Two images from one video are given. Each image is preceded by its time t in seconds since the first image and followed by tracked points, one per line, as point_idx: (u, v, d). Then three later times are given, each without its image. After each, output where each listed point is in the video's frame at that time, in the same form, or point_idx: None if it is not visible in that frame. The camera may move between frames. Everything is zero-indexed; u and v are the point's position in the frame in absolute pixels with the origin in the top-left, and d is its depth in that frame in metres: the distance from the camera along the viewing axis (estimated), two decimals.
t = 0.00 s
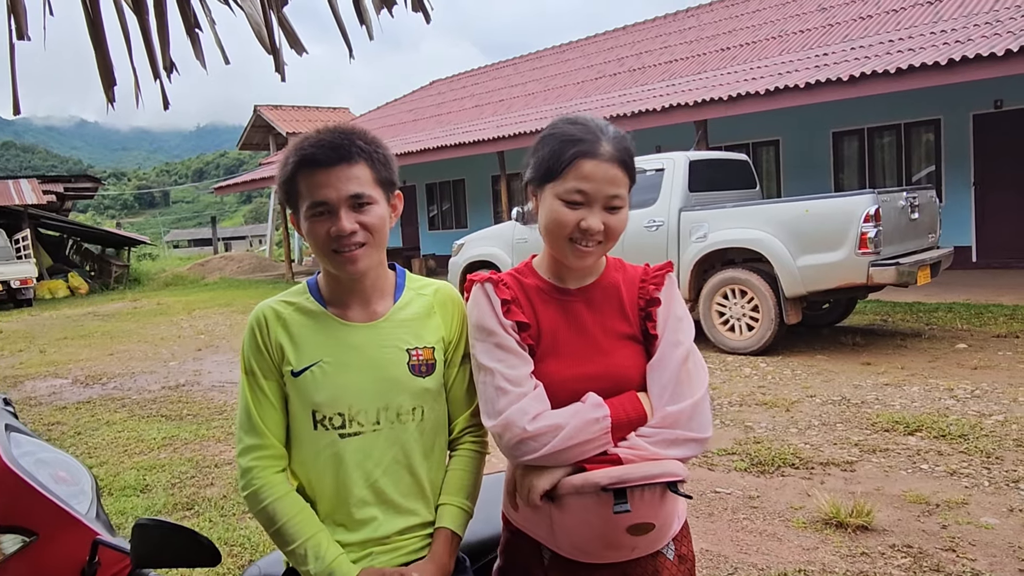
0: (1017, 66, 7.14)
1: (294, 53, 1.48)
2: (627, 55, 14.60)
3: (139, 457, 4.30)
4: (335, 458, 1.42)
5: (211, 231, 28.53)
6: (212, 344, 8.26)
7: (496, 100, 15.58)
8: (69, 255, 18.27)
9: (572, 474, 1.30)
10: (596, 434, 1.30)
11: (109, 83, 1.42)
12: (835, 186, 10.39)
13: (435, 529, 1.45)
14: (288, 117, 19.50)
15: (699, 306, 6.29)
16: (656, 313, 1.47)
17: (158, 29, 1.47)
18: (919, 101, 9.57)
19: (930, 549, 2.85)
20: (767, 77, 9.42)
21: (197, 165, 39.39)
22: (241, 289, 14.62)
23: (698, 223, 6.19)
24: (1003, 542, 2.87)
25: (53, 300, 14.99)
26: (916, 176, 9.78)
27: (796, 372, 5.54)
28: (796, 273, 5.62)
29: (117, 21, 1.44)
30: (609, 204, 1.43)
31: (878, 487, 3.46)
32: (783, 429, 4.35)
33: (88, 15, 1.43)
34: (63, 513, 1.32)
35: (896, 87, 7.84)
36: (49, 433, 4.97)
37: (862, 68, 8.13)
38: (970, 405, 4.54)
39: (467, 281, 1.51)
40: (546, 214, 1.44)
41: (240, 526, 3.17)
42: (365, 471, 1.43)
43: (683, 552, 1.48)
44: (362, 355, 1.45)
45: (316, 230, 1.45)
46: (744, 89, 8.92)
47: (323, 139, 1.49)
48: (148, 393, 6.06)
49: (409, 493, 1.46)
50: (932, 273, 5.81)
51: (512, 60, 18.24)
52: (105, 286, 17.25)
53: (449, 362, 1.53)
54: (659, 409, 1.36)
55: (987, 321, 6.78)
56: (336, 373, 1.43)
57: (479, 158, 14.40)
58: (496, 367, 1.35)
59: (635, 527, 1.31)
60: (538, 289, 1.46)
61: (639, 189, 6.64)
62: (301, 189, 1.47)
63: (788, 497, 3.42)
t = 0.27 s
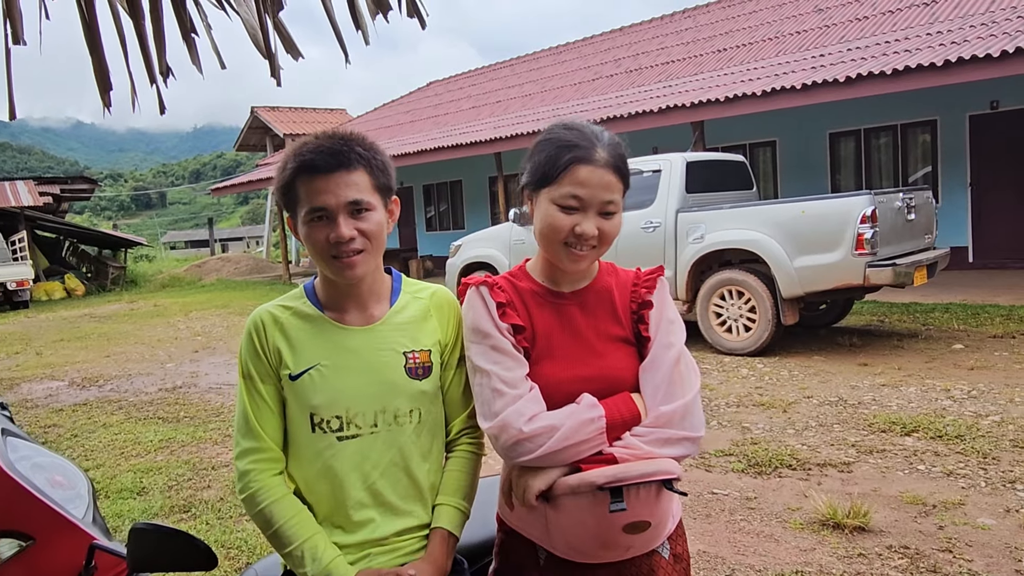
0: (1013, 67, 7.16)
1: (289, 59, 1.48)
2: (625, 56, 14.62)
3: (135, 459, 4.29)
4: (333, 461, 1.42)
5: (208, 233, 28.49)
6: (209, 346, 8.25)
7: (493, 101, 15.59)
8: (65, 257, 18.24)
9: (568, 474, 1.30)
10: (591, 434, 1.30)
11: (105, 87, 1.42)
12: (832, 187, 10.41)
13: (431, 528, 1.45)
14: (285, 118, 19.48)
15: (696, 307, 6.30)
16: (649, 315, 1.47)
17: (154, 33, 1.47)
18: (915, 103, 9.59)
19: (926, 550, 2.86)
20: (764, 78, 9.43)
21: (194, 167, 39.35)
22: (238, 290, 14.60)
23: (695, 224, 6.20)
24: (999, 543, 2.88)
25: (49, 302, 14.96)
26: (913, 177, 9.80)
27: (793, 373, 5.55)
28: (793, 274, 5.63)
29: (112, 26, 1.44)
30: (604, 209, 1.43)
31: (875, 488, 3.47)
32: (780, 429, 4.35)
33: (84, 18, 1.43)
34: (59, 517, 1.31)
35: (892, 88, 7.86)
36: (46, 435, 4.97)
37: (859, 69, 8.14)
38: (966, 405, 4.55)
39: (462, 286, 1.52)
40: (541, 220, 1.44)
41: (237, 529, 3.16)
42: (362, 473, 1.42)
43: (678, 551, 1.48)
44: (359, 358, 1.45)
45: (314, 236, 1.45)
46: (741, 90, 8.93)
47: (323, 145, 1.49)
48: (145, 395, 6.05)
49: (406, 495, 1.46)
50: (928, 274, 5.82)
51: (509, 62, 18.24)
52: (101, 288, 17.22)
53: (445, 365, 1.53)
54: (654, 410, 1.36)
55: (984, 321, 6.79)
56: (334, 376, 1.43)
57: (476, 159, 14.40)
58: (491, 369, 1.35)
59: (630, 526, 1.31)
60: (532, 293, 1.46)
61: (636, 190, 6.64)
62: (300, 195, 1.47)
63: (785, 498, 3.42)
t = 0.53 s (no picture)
0: (1011, 67, 7.16)
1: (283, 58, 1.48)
2: (623, 56, 14.62)
3: (134, 460, 4.29)
4: (328, 460, 1.42)
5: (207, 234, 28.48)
6: (208, 347, 8.25)
7: (492, 101, 15.59)
8: (64, 257, 18.23)
9: (562, 471, 1.30)
10: (584, 432, 1.30)
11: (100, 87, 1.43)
12: (830, 187, 10.41)
13: (426, 525, 1.45)
14: (284, 118, 19.48)
15: (695, 307, 6.30)
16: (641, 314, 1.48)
17: (149, 35, 1.47)
18: (913, 103, 9.60)
19: (924, 549, 2.86)
20: (762, 78, 9.43)
21: (193, 168, 39.34)
22: (237, 291, 14.59)
23: (693, 224, 6.20)
24: (997, 542, 2.88)
25: (48, 303, 14.95)
26: (911, 177, 9.80)
27: (792, 373, 5.55)
28: (792, 274, 5.63)
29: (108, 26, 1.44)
30: (595, 208, 1.43)
31: (873, 488, 3.47)
32: (779, 430, 4.36)
33: (78, 19, 1.43)
34: (54, 518, 1.31)
35: (890, 89, 7.86)
36: (44, 436, 4.96)
37: (857, 69, 8.15)
38: (964, 405, 4.56)
39: (455, 286, 1.52)
40: (533, 219, 1.44)
41: (235, 530, 3.16)
42: (357, 473, 1.42)
43: (673, 547, 1.48)
44: (354, 358, 1.45)
45: (311, 236, 1.45)
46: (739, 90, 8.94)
47: (322, 145, 1.49)
48: (144, 396, 6.05)
49: (401, 494, 1.46)
50: (927, 274, 5.82)
51: (508, 62, 18.25)
52: (100, 289, 17.22)
53: (440, 365, 1.53)
54: (646, 407, 1.36)
55: (982, 321, 6.80)
56: (329, 376, 1.43)
57: (475, 160, 14.40)
58: (484, 369, 1.35)
59: (625, 522, 1.32)
60: (525, 293, 1.46)
61: (634, 191, 6.64)
62: (298, 195, 1.47)
63: (783, 498, 3.42)
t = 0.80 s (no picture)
0: (1011, 68, 7.16)
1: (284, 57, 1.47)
2: (623, 57, 14.62)
3: (134, 460, 4.29)
4: (329, 460, 1.42)
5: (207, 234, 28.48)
6: (208, 347, 8.24)
7: (492, 102, 15.59)
8: (64, 258, 18.24)
9: (562, 472, 1.30)
10: (584, 431, 1.30)
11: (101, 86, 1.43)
12: (830, 188, 10.41)
13: (425, 519, 1.45)
14: (284, 119, 19.48)
15: (695, 307, 6.30)
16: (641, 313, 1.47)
17: (151, 34, 1.47)
18: (913, 103, 9.60)
19: (925, 550, 2.86)
20: (763, 78, 9.43)
21: (193, 168, 39.29)
22: (237, 292, 14.59)
23: (693, 225, 6.20)
24: (997, 543, 2.88)
25: (48, 304, 14.94)
26: (911, 177, 9.81)
27: (792, 373, 5.55)
28: (792, 275, 5.63)
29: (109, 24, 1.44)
30: (593, 206, 1.43)
31: (873, 489, 3.47)
32: (779, 430, 4.35)
33: (79, 18, 1.43)
34: (55, 518, 1.31)
35: (891, 89, 7.86)
36: (44, 437, 4.96)
37: (857, 69, 8.15)
38: (965, 406, 4.56)
39: (455, 286, 1.52)
40: (531, 218, 1.44)
41: (235, 530, 3.16)
42: (358, 472, 1.42)
43: (674, 547, 1.48)
44: (355, 358, 1.45)
45: (312, 236, 1.45)
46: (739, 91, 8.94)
47: (323, 145, 1.49)
48: (144, 397, 6.04)
49: (402, 493, 1.45)
50: (927, 274, 5.82)
51: (508, 63, 18.24)
52: (100, 289, 17.22)
53: (441, 364, 1.53)
54: (646, 407, 1.36)
55: (982, 322, 6.79)
56: (330, 376, 1.43)
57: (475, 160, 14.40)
58: (484, 369, 1.35)
59: (626, 521, 1.32)
60: (524, 293, 1.46)
61: (634, 192, 6.64)
62: (300, 196, 1.47)
63: (783, 498, 3.42)
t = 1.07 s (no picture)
0: (1014, 67, 7.15)
1: (287, 55, 1.46)
2: (626, 56, 14.61)
3: (136, 458, 4.29)
4: (331, 458, 1.41)
5: (208, 233, 28.48)
6: (209, 346, 8.24)
7: (494, 101, 15.58)
8: (66, 256, 18.25)
9: (568, 471, 1.30)
10: (589, 429, 1.29)
11: (104, 82, 1.42)
12: (833, 187, 10.40)
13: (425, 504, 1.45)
14: (286, 118, 19.48)
15: (697, 307, 6.29)
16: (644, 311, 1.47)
17: (153, 30, 1.46)
18: (916, 103, 9.58)
19: (928, 550, 2.85)
20: (765, 78, 9.42)
21: (195, 167, 39.31)
22: (238, 290, 14.59)
23: (695, 224, 6.19)
24: (1000, 543, 2.87)
25: (50, 302, 14.95)
26: (913, 177, 9.79)
27: (794, 373, 5.54)
28: (794, 275, 5.62)
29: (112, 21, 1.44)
30: (594, 200, 1.42)
31: (875, 488, 3.46)
32: (781, 430, 4.35)
33: (83, 15, 1.43)
34: (57, 514, 1.31)
35: (893, 89, 7.85)
36: (46, 434, 4.96)
37: (859, 69, 8.13)
38: (967, 406, 4.55)
39: (457, 283, 1.51)
40: (532, 213, 1.44)
41: (237, 528, 3.16)
42: (360, 470, 1.42)
43: (678, 546, 1.47)
44: (358, 356, 1.44)
45: (315, 234, 1.44)
46: (742, 90, 8.93)
47: (326, 143, 1.49)
48: (145, 395, 6.05)
49: (404, 491, 1.45)
50: (929, 274, 5.81)
51: (510, 62, 18.23)
52: (102, 287, 17.23)
53: (444, 362, 1.53)
54: (651, 406, 1.35)
55: (985, 322, 6.78)
56: (332, 375, 1.43)
57: (477, 159, 14.39)
58: (487, 366, 1.34)
59: (631, 521, 1.32)
60: (528, 290, 1.46)
61: (635, 191, 6.63)
62: (303, 193, 1.46)
63: (786, 498, 3.41)
